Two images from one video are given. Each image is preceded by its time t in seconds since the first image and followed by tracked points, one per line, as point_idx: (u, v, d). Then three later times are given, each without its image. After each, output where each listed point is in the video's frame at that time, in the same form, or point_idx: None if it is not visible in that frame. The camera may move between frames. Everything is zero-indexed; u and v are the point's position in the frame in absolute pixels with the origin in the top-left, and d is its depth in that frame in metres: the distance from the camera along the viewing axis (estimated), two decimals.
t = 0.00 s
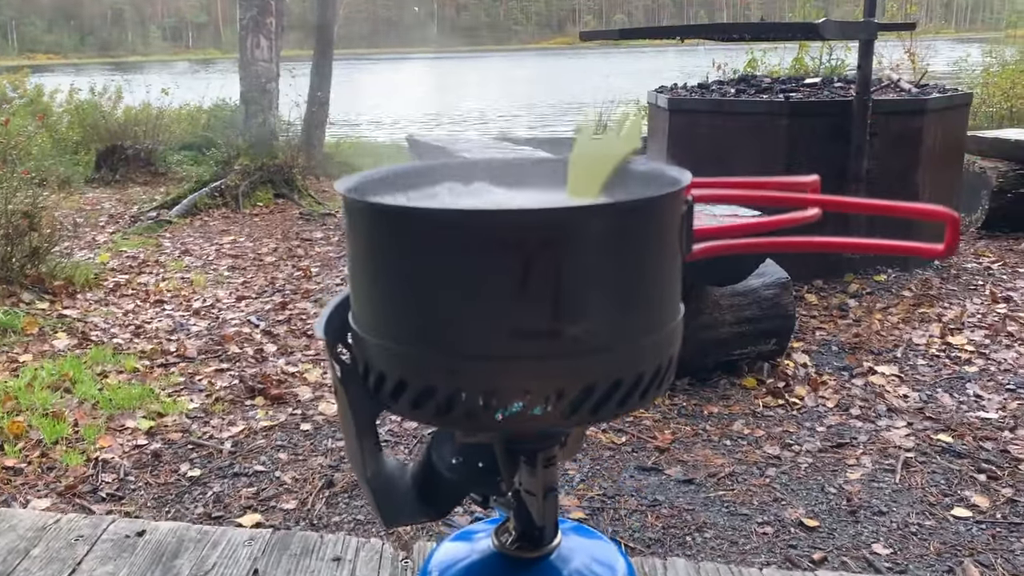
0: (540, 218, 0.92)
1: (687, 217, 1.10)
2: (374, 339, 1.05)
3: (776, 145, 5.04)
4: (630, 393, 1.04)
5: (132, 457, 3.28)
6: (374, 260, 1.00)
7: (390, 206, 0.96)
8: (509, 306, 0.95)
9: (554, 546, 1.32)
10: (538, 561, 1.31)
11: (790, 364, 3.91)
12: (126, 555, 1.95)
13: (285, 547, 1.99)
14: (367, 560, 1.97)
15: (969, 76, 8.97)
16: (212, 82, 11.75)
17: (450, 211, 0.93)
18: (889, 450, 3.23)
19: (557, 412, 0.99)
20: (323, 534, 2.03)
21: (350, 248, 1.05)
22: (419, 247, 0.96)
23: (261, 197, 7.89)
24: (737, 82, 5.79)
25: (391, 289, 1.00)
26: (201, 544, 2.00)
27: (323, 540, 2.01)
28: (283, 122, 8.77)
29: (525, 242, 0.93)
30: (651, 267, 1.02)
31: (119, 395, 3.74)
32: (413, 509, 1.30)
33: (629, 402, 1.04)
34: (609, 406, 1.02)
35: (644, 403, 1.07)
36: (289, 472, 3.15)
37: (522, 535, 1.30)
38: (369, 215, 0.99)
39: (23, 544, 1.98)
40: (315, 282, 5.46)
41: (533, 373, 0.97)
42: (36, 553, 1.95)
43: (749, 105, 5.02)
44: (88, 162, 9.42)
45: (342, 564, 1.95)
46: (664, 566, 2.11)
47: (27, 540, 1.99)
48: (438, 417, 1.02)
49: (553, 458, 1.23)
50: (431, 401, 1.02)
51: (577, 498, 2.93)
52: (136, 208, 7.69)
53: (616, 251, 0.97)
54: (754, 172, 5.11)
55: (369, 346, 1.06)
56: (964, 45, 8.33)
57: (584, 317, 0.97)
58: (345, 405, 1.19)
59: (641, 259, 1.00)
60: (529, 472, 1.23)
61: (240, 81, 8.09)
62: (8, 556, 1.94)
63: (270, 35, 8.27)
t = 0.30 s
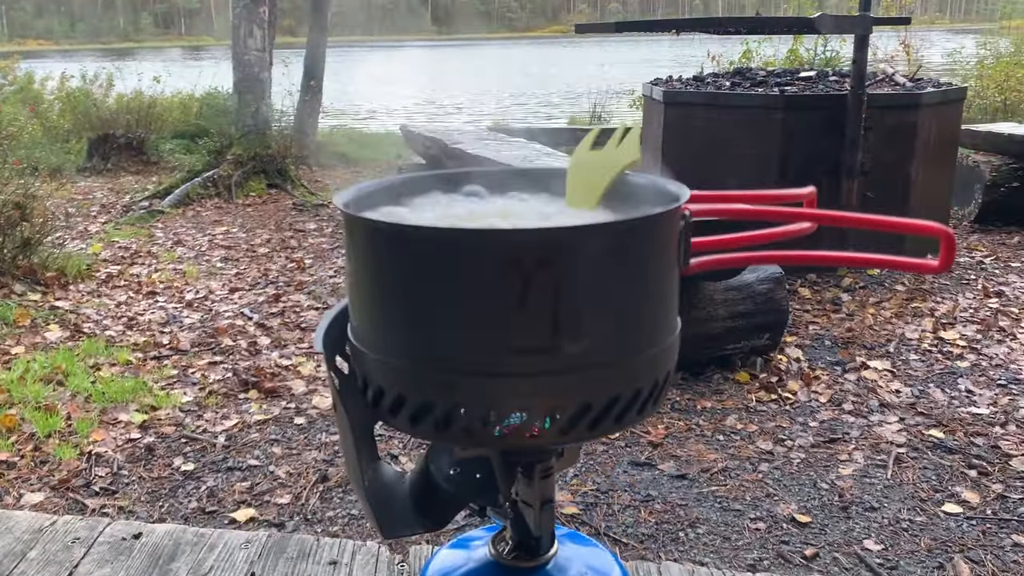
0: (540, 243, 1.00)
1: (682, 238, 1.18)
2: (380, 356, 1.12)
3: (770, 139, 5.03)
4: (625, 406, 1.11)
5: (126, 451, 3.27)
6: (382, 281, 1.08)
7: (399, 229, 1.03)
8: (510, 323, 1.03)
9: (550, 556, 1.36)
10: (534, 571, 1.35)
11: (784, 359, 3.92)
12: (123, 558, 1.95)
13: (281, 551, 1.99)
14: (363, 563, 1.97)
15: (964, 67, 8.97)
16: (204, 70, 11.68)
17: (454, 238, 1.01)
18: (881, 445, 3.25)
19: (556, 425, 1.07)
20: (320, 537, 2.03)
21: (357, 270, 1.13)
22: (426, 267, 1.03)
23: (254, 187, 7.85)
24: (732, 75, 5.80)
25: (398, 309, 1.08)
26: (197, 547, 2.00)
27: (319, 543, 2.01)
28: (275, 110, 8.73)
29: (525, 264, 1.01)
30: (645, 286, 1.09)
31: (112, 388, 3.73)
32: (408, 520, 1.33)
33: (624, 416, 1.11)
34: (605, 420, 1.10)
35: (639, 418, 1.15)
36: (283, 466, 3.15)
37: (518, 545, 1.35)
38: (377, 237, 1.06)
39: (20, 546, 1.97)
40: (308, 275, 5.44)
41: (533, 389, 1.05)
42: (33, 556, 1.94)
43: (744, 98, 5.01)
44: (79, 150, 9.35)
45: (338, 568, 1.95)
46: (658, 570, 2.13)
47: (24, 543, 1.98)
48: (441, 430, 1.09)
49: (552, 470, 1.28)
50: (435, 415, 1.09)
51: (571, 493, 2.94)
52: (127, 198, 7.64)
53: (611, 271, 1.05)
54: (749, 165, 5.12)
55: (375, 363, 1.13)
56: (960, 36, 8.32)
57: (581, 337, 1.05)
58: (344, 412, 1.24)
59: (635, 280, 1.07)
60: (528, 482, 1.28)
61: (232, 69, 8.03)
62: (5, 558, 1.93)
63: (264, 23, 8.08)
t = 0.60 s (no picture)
0: (548, 279, 1.00)
1: (688, 265, 1.18)
2: (385, 388, 1.12)
3: (769, 131, 5.02)
4: (631, 437, 1.11)
5: (123, 448, 3.27)
6: (388, 314, 1.08)
7: (405, 263, 1.03)
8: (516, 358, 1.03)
9: None
10: None
11: (782, 355, 3.92)
12: (128, 570, 1.84)
13: (285, 563, 1.88)
14: None
15: (963, 56, 8.94)
16: (199, 58, 11.59)
17: (460, 274, 1.01)
18: (880, 443, 3.25)
19: (561, 458, 1.07)
20: (323, 549, 1.93)
21: (364, 301, 1.12)
22: (431, 302, 1.03)
23: (249, 177, 7.81)
24: (732, 66, 5.78)
25: (404, 342, 1.07)
26: (202, 559, 1.89)
27: (322, 555, 1.92)
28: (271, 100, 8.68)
29: (531, 300, 1.00)
30: (650, 319, 1.09)
31: (109, 384, 3.72)
32: (412, 545, 1.32)
33: (630, 447, 1.11)
34: (610, 451, 1.10)
35: (644, 448, 1.15)
36: (281, 464, 3.15)
37: (523, 568, 1.30)
38: (383, 271, 1.06)
39: (25, 558, 1.86)
40: (305, 267, 5.43)
41: (539, 422, 1.05)
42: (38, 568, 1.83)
43: (743, 90, 5.00)
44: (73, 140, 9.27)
45: None
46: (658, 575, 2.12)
47: (29, 555, 1.88)
48: (447, 463, 1.09)
49: (555, 494, 1.25)
50: (441, 447, 1.09)
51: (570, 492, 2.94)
52: (122, 187, 7.58)
53: (617, 304, 1.04)
54: (748, 158, 5.11)
55: (381, 393, 1.13)
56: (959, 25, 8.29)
57: (587, 371, 1.04)
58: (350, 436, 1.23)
59: (641, 311, 1.07)
60: (530, 506, 1.25)
61: (228, 58, 8.00)
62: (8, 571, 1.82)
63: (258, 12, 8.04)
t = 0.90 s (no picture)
0: (555, 295, 0.99)
1: (692, 278, 1.17)
2: (393, 399, 1.12)
3: (768, 119, 5.02)
4: (636, 449, 1.11)
5: (126, 440, 3.28)
6: (396, 327, 1.07)
7: (413, 277, 1.03)
8: (522, 373, 1.02)
9: None
10: None
11: (782, 345, 3.93)
12: (137, 570, 1.71)
13: (292, 563, 1.75)
14: None
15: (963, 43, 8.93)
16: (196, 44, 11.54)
17: (469, 290, 1.00)
18: (879, 433, 3.27)
19: (567, 470, 1.07)
20: (333, 547, 1.79)
21: (372, 312, 1.12)
22: (438, 317, 1.03)
23: (248, 165, 7.80)
24: (732, 55, 5.77)
25: (412, 355, 1.07)
26: (210, 559, 1.76)
27: (330, 554, 1.77)
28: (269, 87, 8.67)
29: (538, 317, 1.00)
30: (657, 332, 1.08)
31: (111, 375, 3.73)
32: (421, 553, 1.28)
33: (635, 459, 1.11)
34: (616, 463, 1.10)
35: (649, 459, 1.14)
36: (284, 455, 3.17)
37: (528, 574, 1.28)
38: (391, 284, 1.06)
39: (35, 558, 1.72)
40: (305, 257, 5.43)
41: (546, 436, 1.05)
42: (48, 568, 1.70)
43: (743, 79, 5.00)
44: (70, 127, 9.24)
45: None
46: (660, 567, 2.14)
47: (40, 554, 1.74)
48: (455, 474, 1.09)
49: (561, 499, 1.23)
50: (449, 459, 1.09)
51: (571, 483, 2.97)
52: (121, 175, 7.56)
53: (623, 320, 1.04)
54: (748, 146, 5.11)
55: (388, 405, 1.13)
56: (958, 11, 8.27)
57: (594, 385, 1.04)
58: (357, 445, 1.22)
59: (648, 326, 1.06)
60: (536, 511, 1.24)
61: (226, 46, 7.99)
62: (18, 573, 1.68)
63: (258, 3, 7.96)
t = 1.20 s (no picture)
0: (557, 306, 1.00)
1: (692, 283, 1.17)
2: (398, 405, 1.13)
3: (769, 105, 5.00)
4: (637, 453, 1.12)
5: (129, 428, 3.30)
6: (400, 336, 1.08)
7: (415, 287, 1.04)
8: (525, 381, 1.03)
9: None
10: None
11: (782, 332, 3.94)
12: (145, 565, 1.72)
13: (298, 556, 1.76)
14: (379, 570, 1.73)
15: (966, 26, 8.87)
16: (194, 28, 11.46)
17: (471, 300, 1.01)
18: (878, 420, 3.29)
19: (569, 476, 1.09)
20: (336, 541, 1.80)
21: (376, 320, 1.13)
22: (442, 326, 1.04)
23: (247, 150, 7.78)
24: (733, 40, 5.75)
25: (416, 364, 1.08)
26: (217, 553, 1.77)
27: (335, 548, 1.78)
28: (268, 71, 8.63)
29: (540, 327, 1.01)
30: (659, 338, 1.09)
31: (114, 363, 3.75)
32: (423, 553, 1.29)
33: (635, 464, 1.12)
34: (617, 467, 1.11)
35: (650, 463, 1.16)
36: (286, 443, 3.19)
37: (531, 571, 1.30)
38: (395, 293, 1.07)
39: (45, 552, 1.74)
40: (306, 243, 5.44)
41: (549, 442, 1.06)
42: (58, 561, 1.72)
43: (744, 65, 4.98)
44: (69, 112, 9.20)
45: None
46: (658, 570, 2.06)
47: (49, 548, 1.75)
48: (459, 479, 1.10)
49: (563, 500, 1.25)
50: (453, 464, 1.10)
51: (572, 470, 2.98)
52: (121, 160, 7.54)
53: (624, 329, 1.05)
54: (749, 133, 5.10)
55: (393, 410, 1.14)
56: None
57: (595, 393, 1.05)
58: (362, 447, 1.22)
59: (649, 334, 1.07)
60: (539, 511, 1.25)
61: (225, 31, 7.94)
62: (28, 566, 1.70)
63: None
